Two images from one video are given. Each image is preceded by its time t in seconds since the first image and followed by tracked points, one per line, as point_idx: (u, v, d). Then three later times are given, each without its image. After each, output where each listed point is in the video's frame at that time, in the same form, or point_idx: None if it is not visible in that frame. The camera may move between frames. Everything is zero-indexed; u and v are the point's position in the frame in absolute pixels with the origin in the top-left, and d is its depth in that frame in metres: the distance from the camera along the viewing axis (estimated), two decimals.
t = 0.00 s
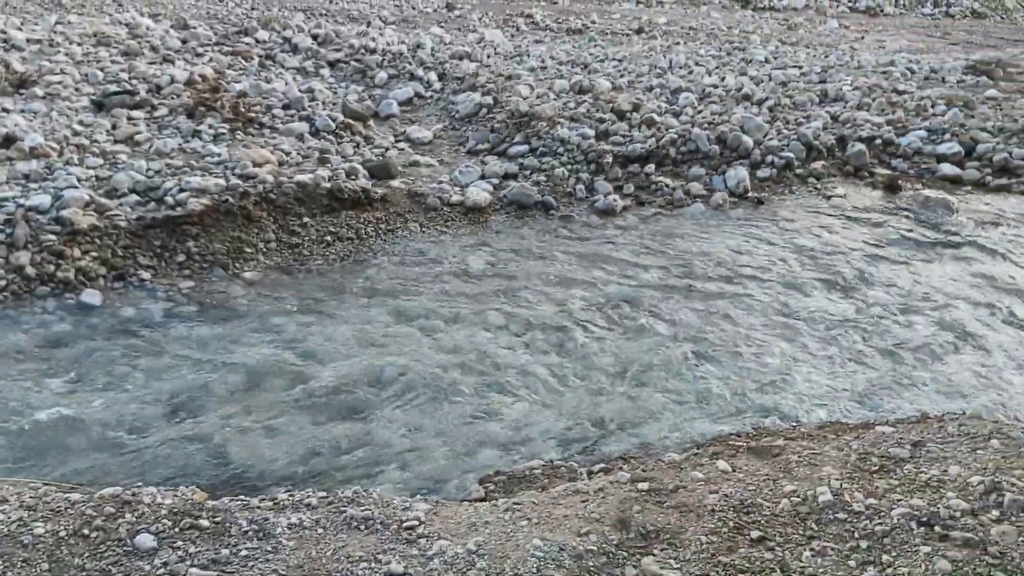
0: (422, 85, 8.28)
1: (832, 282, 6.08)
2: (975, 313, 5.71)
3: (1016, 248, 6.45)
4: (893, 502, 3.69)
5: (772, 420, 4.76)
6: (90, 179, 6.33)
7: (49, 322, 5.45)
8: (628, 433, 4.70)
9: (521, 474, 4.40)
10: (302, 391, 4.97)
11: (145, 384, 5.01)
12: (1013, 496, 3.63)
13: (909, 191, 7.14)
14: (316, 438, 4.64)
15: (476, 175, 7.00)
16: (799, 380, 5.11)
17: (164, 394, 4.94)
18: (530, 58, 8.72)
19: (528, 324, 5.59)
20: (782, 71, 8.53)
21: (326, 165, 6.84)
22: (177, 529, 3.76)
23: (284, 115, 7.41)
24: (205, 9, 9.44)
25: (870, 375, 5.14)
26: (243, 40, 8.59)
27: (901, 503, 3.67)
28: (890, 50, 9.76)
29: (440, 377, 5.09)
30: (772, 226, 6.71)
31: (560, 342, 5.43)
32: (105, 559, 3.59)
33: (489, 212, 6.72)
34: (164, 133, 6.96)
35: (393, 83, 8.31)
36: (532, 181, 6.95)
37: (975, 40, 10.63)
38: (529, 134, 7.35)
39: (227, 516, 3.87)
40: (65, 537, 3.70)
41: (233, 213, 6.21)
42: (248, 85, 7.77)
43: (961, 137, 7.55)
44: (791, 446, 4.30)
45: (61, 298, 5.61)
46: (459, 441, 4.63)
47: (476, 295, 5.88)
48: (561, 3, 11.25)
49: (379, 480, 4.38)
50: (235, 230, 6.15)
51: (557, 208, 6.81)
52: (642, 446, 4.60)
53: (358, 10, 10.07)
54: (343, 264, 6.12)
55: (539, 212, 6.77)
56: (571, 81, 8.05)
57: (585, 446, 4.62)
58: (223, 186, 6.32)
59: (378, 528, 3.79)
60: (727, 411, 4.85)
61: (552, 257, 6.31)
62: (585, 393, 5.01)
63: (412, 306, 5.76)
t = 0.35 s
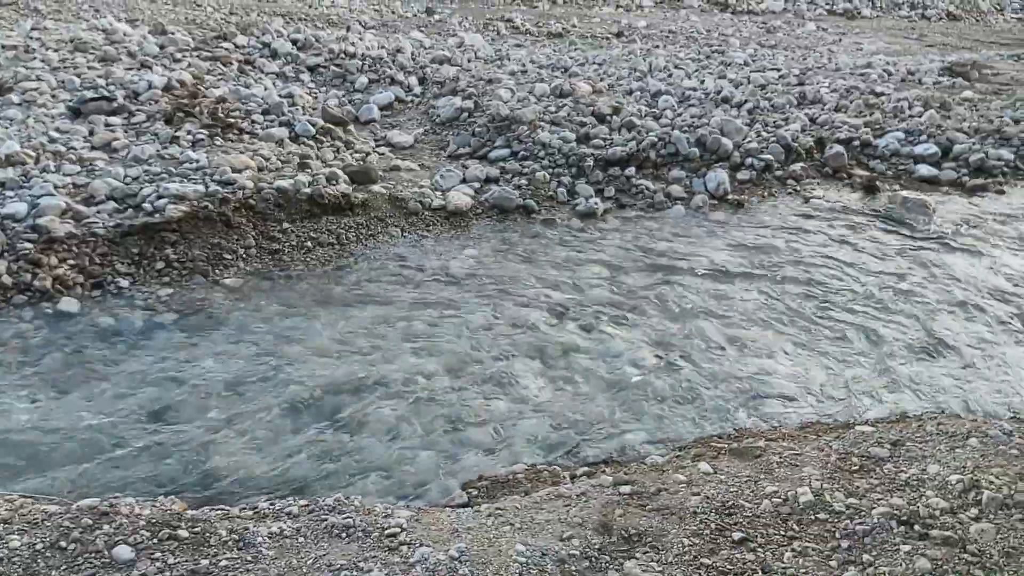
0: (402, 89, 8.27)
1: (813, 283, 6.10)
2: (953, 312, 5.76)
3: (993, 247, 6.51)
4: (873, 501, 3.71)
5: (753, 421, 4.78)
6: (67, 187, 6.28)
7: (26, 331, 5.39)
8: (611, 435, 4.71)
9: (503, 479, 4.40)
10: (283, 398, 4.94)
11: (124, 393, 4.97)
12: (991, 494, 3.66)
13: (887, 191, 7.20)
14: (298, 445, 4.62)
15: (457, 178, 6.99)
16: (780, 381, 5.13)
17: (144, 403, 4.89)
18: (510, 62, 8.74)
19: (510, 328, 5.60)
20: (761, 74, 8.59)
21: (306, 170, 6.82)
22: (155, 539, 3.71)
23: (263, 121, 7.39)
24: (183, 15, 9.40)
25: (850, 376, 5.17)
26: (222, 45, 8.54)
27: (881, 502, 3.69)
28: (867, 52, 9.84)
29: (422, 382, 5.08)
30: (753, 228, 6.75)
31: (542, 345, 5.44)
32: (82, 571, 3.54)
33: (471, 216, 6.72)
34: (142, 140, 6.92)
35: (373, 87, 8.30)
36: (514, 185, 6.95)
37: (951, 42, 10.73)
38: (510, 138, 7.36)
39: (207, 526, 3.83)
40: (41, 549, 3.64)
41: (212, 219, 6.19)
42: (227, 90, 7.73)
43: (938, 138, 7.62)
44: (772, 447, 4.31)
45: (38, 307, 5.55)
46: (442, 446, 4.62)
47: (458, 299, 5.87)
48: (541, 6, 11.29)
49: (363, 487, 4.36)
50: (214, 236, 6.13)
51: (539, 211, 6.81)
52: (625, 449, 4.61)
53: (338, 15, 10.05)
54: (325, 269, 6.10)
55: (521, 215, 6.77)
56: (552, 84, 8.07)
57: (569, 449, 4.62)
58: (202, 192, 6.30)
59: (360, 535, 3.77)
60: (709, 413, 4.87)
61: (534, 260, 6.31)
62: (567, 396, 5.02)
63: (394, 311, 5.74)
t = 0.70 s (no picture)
0: (388, 92, 8.27)
1: (798, 284, 6.13)
2: (937, 312, 5.80)
3: (975, 247, 6.55)
4: (858, 500, 3.73)
5: (739, 421, 4.80)
6: (49, 192, 6.24)
7: (8, 338, 5.35)
8: (598, 437, 4.72)
9: (490, 482, 4.40)
10: (269, 403, 4.93)
11: (108, 399, 4.94)
12: (975, 492, 3.69)
13: (871, 192, 7.24)
14: (284, 450, 4.60)
15: (444, 181, 6.99)
16: (765, 381, 5.15)
17: (128, 409, 4.87)
18: (496, 65, 8.75)
19: (496, 330, 5.60)
20: (746, 75, 8.62)
21: (291, 173, 6.81)
22: (138, 547, 3.69)
23: (249, 124, 7.37)
24: (167, 18, 9.36)
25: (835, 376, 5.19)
26: (206, 49, 8.51)
27: (866, 502, 3.71)
28: (851, 54, 9.90)
29: (409, 386, 5.07)
30: (739, 229, 6.77)
31: (530, 348, 5.44)
32: None
33: (458, 219, 6.72)
34: (126, 144, 6.89)
35: (359, 90, 8.29)
36: (500, 187, 6.95)
37: (934, 43, 10.80)
38: (496, 140, 7.37)
39: (190, 533, 3.81)
40: (22, 558, 3.61)
41: (196, 223, 6.17)
42: (211, 94, 7.71)
43: (921, 139, 7.67)
44: (757, 448, 4.33)
45: (21, 313, 5.52)
46: (429, 450, 4.61)
47: (445, 302, 5.87)
48: (528, 9, 11.31)
49: (350, 492, 4.35)
50: (199, 240, 6.11)
51: (526, 213, 6.81)
52: (612, 451, 4.61)
53: (323, 18, 10.04)
54: (310, 273, 6.09)
55: (507, 218, 6.78)
56: (538, 87, 8.08)
57: (556, 452, 4.62)
58: (186, 197, 6.28)
59: (345, 540, 3.76)
60: (696, 414, 4.88)
61: (521, 262, 6.31)
62: (554, 398, 5.02)
63: (380, 314, 5.74)
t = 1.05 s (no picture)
0: (374, 93, 8.26)
1: (783, 283, 6.15)
2: (922, 310, 5.83)
3: (959, 245, 6.60)
4: (844, 498, 3.75)
5: (726, 421, 4.81)
6: (32, 195, 6.21)
7: None
8: (586, 438, 4.72)
9: (478, 484, 4.39)
10: (255, 406, 4.91)
11: (93, 404, 4.92)
12: (958, 489, 3.72)
13: (856, 191, 7.27)
14: (271, 453, 4.59)
15: (431, 183, 6.98)
16: (751, 381, 5.16)
17: (113, 414, 4.84)
18: (483, 66, 8.75)
19: (484, 331, 5.60)
20: (731, 76, 8.66)
21: (277, 176, 6.79)
22: (123, 553, 3.67)
23: (234, 126, 7.35)
24: (152, 20, 9.33)
25: (822, 375, 5.21)
26: (191, 51, 8.49)
27: (851, 499, 3.73)
28: (836, 53, 9.95)
29: (396, 388, 5.07)
30: (725, 229, 6.79)
31: (517, 349, 5.44)
32: None
33: (445, 220, 6.71)
34: (110, 147, 6.85)
35: (345, 92, 8.28)
36: (487, 189, 6.95)
37: (918, 42, 10.87)
38: (483, 141, 7.37)
39: (175, 538, 3.79)
40: (5, 565, 3.58)
41: (181, 226, 6.15)
42: (197, 96, 7.68)
43: (905, 138, 7.71)
44: (744, 447, 4.34)
45: (4, 317, 5.48)
46: (417, 453, 4.60)
47: (432, 304, 5.86)
48: (514, 10, 11.33)
49: (337, 495, 4.34)
50: (184, 244, 6.09)
51: (513, 214, 6.81)
52: (599, 451, 4.62)
53: (309, 19, 10.02)
54: (296, 276, 6.07)
55: (494, 219, 6.77)
56: (524, 88, 8.09)
57: (544, 453, 4.62)
58: (170, 200, 6.27)
59: (331, 543, 3.75)
60: (684, 414, 4.89)
61: (508, 263, 6.31)
62: (542, 399, 5.02)
63: (368, 316, 5.73)
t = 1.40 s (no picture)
0: (364, 93, 8.25)
1: (770, 282, 6.17)
2: (909, 308, 5.86)
3: (945, 243, 6.63)
4: (830, 496, 3.77)
5: (715, 420, 4.82)
6: (18, 196, 6.18)
7: None
8: (575, 437, 4.73)
9: (466, 484, 4.40)
10: (244, 407, 4.90)
11: (80, 405, 4.90)
12: (944, 486, 3.74)
13: (844, 190, 7.30)
14: (259, 454, 4.58)
15: (420, 183, 6.98)
16: (739, 380, 5.17)
17: (101, 415, 4.83)
18: (472, 65, 8.76)
19: (473, 331, 5.60)
20: (720, 75, 8.68)
21: (266, 176, 6.78)
22: (108, 555, 3.66)
23: (222, 126, 7.33)
24: (140, 19, 9.29)
25: (809, 374, 5.22)
26: (179, 51, 8.46)
27: (838, 497, 3.75)
28: (824, 53, 9.99)
29: (386, 388, 5.06)
30: (713, 228, 6.81)
31: (507, 348, 5.44)
32: None
33: (434, 220, 6.71)
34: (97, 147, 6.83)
35: (334, 92, 8.27)
36: (476, 188, 6.95)
37: (906, 42, 10.92)
38: (473, 141, 7.37)
39: (161, 540, 3.78)
40: None
41: (169, 227, 6.13)
42: (185, 96, 7.65)
43: (893, 137, 7.75)
44: (732, 445, 4.36)
45: None
46: (406, 453, 4.60)
47: (422, 304, 5.86)
48: (505, 10, 11.33)
49: (325, 495, 4.33)
50: (172, 244, 6.07)
51: (502, 214, 6.82)
52: (588, 451, 4.63)
53: (299, 19, 10.00)
54: (285, 276, 6.06)
55: (484, 218, 6.78)
56: (514, 88, 8.10)
57: (534, 453, 4.63)
58: (158, 200, 6.25)
59: (318, 544, 3.75)
60: (672, 413, 4.90)
61: (498, 263, 6.31)
62: (532, 399, 5.02)
63: (357, 316, 5.72)
